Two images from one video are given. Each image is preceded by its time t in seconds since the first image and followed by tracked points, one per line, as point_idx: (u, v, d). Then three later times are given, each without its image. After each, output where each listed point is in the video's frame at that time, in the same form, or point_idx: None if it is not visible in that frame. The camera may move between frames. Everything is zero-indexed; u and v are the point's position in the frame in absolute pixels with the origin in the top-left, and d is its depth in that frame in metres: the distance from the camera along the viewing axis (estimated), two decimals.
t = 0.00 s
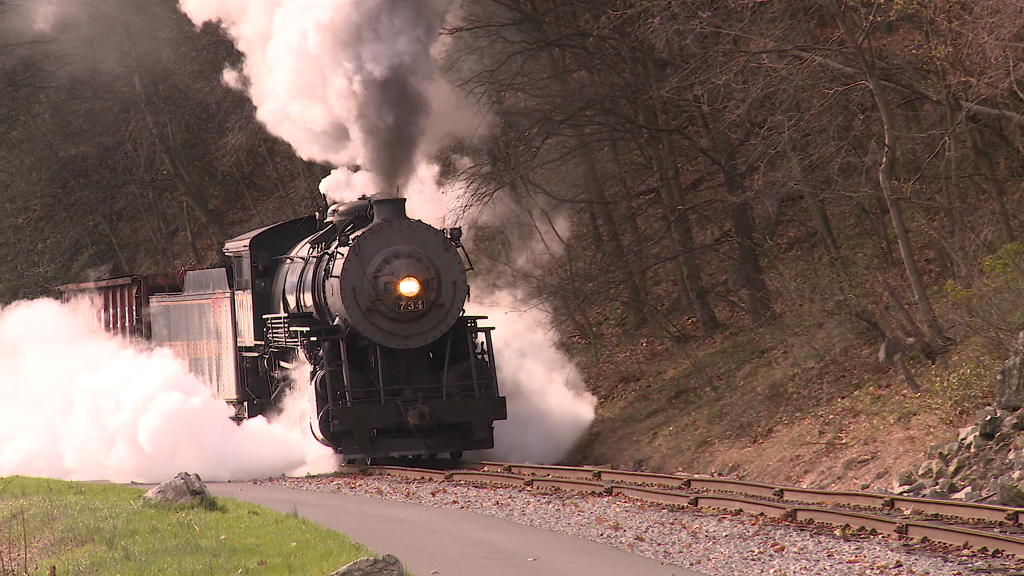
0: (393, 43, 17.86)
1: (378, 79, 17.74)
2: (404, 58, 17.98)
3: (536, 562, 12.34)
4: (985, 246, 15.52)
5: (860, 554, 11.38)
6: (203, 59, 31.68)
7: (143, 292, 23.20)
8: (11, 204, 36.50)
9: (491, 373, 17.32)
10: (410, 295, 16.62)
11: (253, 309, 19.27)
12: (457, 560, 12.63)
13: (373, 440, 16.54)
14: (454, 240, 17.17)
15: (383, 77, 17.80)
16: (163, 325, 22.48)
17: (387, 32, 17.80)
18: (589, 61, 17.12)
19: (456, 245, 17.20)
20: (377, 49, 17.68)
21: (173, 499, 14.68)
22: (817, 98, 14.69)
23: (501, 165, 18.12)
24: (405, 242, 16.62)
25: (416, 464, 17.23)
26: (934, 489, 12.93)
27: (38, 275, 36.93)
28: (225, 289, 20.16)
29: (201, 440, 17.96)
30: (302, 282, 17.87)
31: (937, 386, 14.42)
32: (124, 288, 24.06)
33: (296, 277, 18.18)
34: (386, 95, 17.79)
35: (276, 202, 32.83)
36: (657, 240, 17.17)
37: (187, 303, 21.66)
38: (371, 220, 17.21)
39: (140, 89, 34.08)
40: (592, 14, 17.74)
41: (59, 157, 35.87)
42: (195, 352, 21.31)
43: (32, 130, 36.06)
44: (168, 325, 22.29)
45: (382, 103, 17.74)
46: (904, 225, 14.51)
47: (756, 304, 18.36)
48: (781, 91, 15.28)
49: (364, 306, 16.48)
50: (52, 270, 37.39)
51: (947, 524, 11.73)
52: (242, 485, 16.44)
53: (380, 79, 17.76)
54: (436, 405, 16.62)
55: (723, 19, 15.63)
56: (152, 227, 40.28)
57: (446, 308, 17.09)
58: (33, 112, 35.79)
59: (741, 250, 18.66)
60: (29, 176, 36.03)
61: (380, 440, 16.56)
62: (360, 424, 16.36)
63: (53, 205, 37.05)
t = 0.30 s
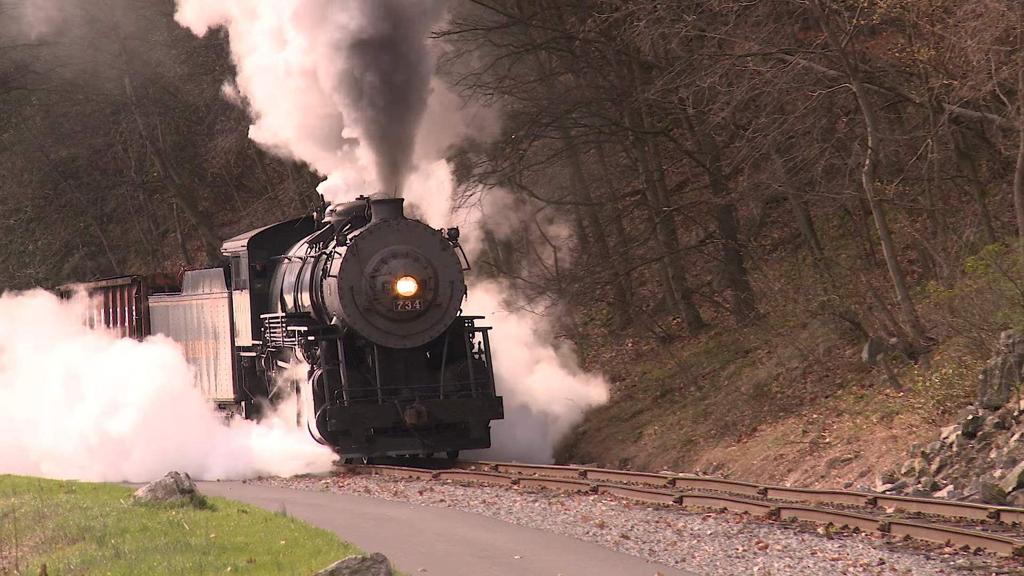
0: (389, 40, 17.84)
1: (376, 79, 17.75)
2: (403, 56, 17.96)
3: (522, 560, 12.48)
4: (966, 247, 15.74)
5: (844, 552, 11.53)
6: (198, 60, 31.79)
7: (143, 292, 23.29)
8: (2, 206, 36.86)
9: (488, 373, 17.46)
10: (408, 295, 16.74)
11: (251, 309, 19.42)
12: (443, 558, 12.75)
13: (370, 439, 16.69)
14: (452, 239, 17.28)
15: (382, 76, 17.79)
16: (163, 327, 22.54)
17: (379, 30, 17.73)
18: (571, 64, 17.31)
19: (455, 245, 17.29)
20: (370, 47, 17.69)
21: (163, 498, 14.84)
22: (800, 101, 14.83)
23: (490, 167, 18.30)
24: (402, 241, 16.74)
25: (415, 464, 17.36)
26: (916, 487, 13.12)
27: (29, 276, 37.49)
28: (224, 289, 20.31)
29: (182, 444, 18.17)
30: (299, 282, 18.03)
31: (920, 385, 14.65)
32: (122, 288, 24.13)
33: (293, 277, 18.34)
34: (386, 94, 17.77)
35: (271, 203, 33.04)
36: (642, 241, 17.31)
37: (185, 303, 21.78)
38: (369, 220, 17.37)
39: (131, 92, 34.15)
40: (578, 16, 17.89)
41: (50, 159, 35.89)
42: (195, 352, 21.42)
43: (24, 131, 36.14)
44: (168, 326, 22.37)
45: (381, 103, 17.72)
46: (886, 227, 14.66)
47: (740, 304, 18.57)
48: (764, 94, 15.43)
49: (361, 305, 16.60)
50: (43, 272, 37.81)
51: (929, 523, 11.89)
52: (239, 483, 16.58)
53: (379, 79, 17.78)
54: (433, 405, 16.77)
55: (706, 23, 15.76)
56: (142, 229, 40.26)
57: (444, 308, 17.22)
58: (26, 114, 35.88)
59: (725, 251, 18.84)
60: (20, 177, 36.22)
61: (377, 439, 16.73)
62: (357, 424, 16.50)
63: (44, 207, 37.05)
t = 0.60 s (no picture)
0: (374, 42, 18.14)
1: (362, 81, 17.98)
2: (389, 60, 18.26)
3: (499, 558, 12.59)
4: (940, 248, 16.06)
5: (819, 551, 11.67)
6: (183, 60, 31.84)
7: (133, 292, 23.07)
8: None
9: (475, 373, 17.62)
10: (395, 295, 16.84)
11: (239, 308, 19.54)
12: (422, 556, 12.84)
13: (358, 440, 16.78)
14: (440, 239, 17.38)
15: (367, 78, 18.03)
16: (150, 327, 22.55)
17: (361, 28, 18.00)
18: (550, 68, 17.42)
19: (441, 244, 17.43)
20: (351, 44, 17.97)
21: (143, 496, 14.92)
22: (776, 103, 15.00)
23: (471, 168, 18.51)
24: (389, 242, 16.84)
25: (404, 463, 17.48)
26: (890, 486, 13.33)
27: (11, 277, 37.21)
28: (212, 289, 20.37)
29: (150, 428, 18.46)
30: (286, 281, 18.10)
31: (894, 385, 14.97)
32: (112, 288, 23.89)
33: (280, 277, 18.42)
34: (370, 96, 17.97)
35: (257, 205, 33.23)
36: (618, 242, 17.44)
37: (174, 303, 21.76)
38: (356, 220, 17.47)
39: (111, 95, 34.08)
40: (556, 19, 18.09)
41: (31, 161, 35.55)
42: (183, 351, 21.42)
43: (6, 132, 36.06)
44: (156, 326, 22.36)
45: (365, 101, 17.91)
46: (861, 229, 14.85)
47: (716, 304, 18.84)
48: (740, 96, 15.60)
49: (349, 306, 16.69)
50: (25, 273, 37.61)
51: (902, 522, 12.08)
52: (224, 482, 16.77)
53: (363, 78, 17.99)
54: (420, 405, 16.89)
55: (681, 27, 15.92)
56: (123, 230, 40.25)
57: (431, 308, 17.32)
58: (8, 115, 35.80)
59: (701, 252, 19.04)
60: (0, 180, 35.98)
61: (365, 439, 16.82)
62: (345, 425, 16.61)
63: (26, 208, 36.92)
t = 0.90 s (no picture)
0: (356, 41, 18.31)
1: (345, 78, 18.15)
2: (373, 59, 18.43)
3: (475, 556, 12.68)
4: (911, 249, 16.30)
5: (791, 548, 11.77)
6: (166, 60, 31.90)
7: (122, 291, 23.23)
8: None
9: (461, 373, 17.64)
10: (380, 295, 16.89)
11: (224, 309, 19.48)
12: (399, 554, 12.92)
13: (344, 440, 16.81)
14: (424, 239, 17.44)
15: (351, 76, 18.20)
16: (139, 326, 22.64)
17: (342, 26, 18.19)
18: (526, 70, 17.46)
19: (427, 244, 17.45)
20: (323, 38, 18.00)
21: (122, 495, 15.00)
22: (749, 105, 15.17)
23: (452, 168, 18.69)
24: (374, 242, 16.91)
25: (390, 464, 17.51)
26: (861, 485, 13.50)
27: None
28: (199, 288, 20.43)
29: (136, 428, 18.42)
30: (272, 281, 18.15)
31: (865, 385, 15.20)
32: (102, 287, 24.05)
33: (266, 277, 18.47)
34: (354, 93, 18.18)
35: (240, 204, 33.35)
36: (592, 243, 17.53)
37: (161, 302, 21.85)
38: (341, 220, 17.55)
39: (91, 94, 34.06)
40: (532, 22, 18.28)
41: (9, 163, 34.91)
42: (170, 350, 21.50)
43: None
44: (144, 326, 22.45)
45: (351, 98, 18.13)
46: (833, 230, 15.02)
47: (691, 305, 19.10)
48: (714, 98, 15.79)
49: (333, 307, 16.75)
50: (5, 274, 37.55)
51: (873, 520, 12.20)
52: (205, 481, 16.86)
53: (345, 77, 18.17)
54: (406, 405, 16.93)
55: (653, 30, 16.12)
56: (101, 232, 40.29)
57: (416, 308, 17.36)
58: None
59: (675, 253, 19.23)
60: None
61: (351, 440, 16.85)
62: (330, 425, 16.64)
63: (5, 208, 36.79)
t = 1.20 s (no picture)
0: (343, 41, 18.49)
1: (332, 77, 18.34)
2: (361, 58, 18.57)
3: (459, 555, 12.78)
4: (891, 251, 16.56)
5: (772, 548, 11.86)
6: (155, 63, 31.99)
7: (117, 292, 23.39)
8: None
9: (454, 373, 17.82)
10: (373, 296, 16.97)
11: (218, 310, 19.57)
12: (384, 554, 13.03)
13: (338, 440, 17.01)
14: (418, 239, 17.51)
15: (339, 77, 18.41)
16: (135, 327, 22.76)
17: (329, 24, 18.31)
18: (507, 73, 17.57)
19: (419, 244, 17.55)
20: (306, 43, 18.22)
21: (109, 495, 15.09)
22: (730, 108, 15.31)
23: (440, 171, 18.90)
24: (367, 242, 16.98)
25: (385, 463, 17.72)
26: (842, 485, 13.68)
27: None
28: (192, 289, 20.54)
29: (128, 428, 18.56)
30: (266, 282, 18.21)
31: (846, 386, 15.42)
32: (97, 288, 24.21)
33: (259, 277, 18.53)
34: (340, 94, 18.38)
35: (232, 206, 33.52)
36: (575, 245, 17.63)
37: (156, 303, 21.97)
38: (334, 221, 17.62)
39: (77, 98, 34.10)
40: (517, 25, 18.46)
41: None
42: (164, 351, 21.62)
43: None
44: (140, 326, 22.59)
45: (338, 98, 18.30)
46: (814, 232, 15.18)
47: (674, 306, 19.35)
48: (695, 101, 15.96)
49: (327, 307, 16.84)
50: None
51: (855, 519, 12.32)
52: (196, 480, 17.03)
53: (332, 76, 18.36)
54: (399, 406, 17.08)
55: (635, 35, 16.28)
56: (87, 234, 40.45)
57: (410, 308, 17.44)
58: None
59: (657, 254, 19.43)
60: None
61: (345, 440, 17.03)
62: (324, 426, 16.82)
63: None
